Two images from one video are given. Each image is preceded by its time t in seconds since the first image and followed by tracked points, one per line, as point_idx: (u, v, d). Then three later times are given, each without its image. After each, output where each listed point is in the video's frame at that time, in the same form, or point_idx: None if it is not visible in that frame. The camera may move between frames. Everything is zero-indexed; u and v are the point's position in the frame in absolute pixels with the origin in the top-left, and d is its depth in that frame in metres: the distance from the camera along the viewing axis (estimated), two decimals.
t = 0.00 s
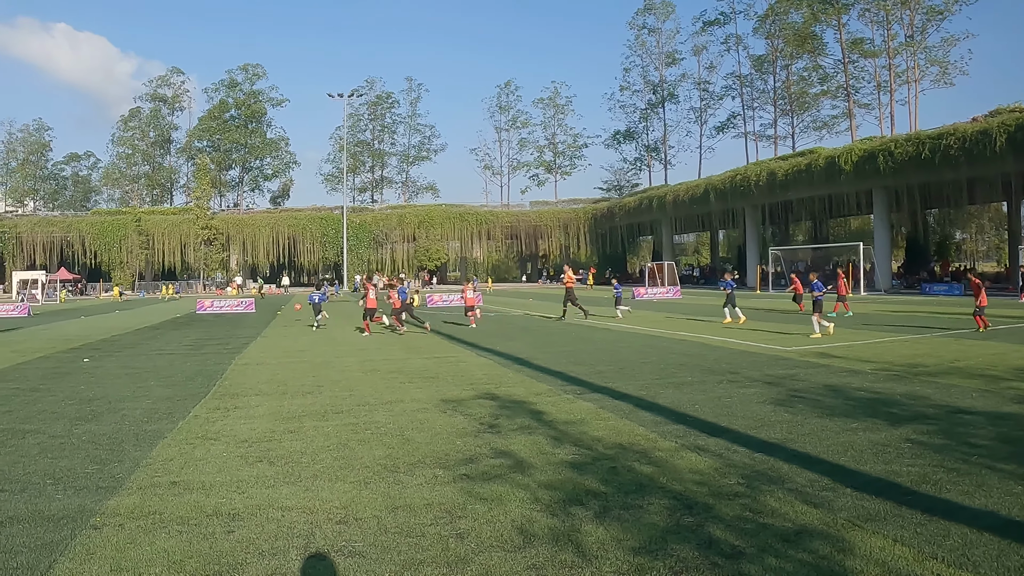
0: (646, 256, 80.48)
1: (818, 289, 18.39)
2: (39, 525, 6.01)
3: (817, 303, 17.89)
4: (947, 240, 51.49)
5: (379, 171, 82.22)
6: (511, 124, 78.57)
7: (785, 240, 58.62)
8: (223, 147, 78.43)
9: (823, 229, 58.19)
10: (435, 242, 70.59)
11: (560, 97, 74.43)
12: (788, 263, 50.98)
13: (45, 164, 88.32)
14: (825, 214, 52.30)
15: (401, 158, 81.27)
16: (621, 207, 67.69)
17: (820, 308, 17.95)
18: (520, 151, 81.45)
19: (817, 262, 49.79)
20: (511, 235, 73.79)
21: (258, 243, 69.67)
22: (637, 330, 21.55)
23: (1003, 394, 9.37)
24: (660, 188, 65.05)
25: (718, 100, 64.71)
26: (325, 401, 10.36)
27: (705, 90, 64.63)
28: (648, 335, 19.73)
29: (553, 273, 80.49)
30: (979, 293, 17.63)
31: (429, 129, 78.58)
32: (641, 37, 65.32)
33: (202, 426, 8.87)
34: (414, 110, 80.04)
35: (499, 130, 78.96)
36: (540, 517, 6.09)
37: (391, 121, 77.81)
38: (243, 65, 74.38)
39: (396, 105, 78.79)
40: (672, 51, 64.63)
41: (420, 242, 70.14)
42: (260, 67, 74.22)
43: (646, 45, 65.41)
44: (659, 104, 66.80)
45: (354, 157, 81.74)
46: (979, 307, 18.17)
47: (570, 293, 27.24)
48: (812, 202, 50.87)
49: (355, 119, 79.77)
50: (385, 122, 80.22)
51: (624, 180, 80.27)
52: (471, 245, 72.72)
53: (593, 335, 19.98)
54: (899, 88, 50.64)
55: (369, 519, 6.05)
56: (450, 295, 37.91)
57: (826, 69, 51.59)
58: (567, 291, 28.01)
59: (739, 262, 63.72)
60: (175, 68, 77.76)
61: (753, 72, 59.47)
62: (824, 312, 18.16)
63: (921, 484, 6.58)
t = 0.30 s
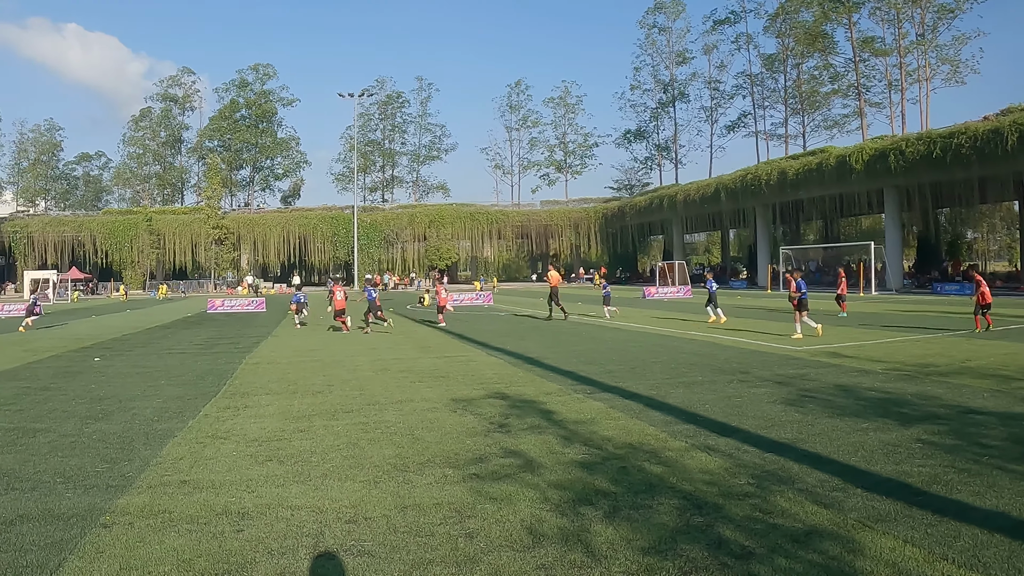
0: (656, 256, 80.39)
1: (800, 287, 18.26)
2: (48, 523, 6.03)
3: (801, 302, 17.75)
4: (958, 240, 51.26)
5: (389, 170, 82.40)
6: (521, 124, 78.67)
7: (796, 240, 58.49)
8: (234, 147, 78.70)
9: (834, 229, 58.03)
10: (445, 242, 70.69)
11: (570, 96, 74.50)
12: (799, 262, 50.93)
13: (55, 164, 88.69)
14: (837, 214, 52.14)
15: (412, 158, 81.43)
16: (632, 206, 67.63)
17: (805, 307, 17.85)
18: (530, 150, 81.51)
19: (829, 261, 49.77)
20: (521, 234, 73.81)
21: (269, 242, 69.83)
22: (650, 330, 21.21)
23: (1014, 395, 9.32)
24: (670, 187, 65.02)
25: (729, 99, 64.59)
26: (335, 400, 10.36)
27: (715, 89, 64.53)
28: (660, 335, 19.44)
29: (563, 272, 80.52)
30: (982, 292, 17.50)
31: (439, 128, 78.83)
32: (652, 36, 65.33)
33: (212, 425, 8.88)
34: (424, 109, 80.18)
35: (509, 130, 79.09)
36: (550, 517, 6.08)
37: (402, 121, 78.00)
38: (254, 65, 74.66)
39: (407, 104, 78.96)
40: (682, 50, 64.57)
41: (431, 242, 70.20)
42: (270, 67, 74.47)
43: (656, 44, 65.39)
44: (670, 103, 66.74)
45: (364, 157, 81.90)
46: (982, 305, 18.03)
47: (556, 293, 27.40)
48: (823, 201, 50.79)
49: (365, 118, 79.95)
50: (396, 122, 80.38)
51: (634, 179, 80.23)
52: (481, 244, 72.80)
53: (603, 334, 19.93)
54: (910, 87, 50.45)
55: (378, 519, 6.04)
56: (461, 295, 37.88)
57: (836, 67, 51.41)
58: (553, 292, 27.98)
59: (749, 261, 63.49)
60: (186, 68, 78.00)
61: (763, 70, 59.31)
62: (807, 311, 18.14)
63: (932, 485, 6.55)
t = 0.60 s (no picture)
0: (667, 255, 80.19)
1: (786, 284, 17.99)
2: (59, 522, 6.05)
3: (784, 302, 17.57)
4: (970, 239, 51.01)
5: (400, 170, 82.42)
6: (532, 123, 78.55)
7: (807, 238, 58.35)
8: (244, 146, 78.76)
9: (845, 228, 57.85)
10: (456, 241, 70.74)
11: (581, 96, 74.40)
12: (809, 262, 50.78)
13: (66, 164, 89.02)
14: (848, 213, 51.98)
15: (422, 157, 81.46)
16: (643, 206, 67.51)
17: (790, 305, 17.57)
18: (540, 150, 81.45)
19: (839, 261, 49.66)
20: (532, 234, 73.70)
21: (280, 242, 69.88)
22: (662, 330, 21.00)
23: None
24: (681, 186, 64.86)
25: (739, 98, 64.43)
26: (345, 400, 10.36)
27: (726, 88, 64.36)
28: (672, 335, 19.29)
29: (574, 272, 80.46)
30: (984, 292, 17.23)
31: (450, 128, 78.87)
32: (662, 35, 65.28)
33: (222, 424, 8.89)
34: (435, 109, 80.21)
35: (520, 129, 79.06)
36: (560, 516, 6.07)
37: (412, 120, 78.00)
38: (264, 65, 74.75)
39: (417, 104, 79.00)
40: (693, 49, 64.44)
41: (442, 241, 70.21)
42: (280, 66, 74.55)
43: (667, 43, 65.32)
44: (681, 102, 66.61)
45: (375, 156, 81.89)
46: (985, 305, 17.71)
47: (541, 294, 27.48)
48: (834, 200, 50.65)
49: (376, 118, 79.99)
50: (406, 121, 80.36)
51: (645, 178, 80.06)
52: (492, 244, 72.80)
53: (613, 334, 19.87)
54: (922, 86, 50.26)
55: (388, 518, 6.04)
56: (472, 295, 37.97)
57: (847, 66, 51.21)
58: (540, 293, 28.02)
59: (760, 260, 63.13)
60: (196, 68, 78.11)
61: (774, 69, 59.13)
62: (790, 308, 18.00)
63: (942, 485, 6.52)
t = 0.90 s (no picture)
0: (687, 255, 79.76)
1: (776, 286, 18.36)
2: (80, 520, 6.07)
3: (775, 303, 17.92)
4: (991, 238, 50.53)
5: (419, 170, 82.66)
6: (551, 123, 78.71)
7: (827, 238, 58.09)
8: (264, 146, 79.11)
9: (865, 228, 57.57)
10: (476, 241, 70.88)
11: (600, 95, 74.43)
12: (830, 261, 50.61)
13: (87, 164, 89.80)
14: (868, 213, 51.69)
15: (442, 157, 81.70)
16: (663, 206, 67.22)
17: (779, 308, 17.83)
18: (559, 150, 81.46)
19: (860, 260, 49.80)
20: (552, 233, 73.32)
21: (299, 242, 70.12)
22: (682, 330, 20.92)
23: None
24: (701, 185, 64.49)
25: (759, 97, 64.21)
26: (365, 399, 10.38)
27: (745, 88, 64.13)
28: (691, 334, 19.26)
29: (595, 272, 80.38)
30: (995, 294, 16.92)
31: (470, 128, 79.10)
32: (681, 34, 65.34)
33: (243, 423, 8.93)
34: (454, 109, 80.44)
35: (539, 129, 79.22)
36: (579, 516, 6.06)
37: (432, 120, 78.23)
38: (284, 65, 75.18)
39: (437, 103, 79.27)
40: (712, 48, 64.28)
41: (461, 241, 70.45)
42: (300, 66, 74.88)
43: (686, 42, 65.24)
44: (700, 102, 66.46)
45: (395, 156, 82.10)
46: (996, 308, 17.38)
47: (540, 294, 27.63)
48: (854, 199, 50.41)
49: (396, 118, 80.25)
50: (426, 121, 80.57)
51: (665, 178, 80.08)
52: (512, 244, 72.80)
53: (632, 334, 19.84)
54: (942, 84, 49.95)
55: (408, 517, 6.04)
56: (491, 295, 38.20)
57: (867, 65, 50.92)
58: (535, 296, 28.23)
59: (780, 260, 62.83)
60: (216, 69, 78.56)
61: (793, 68, 58.89)
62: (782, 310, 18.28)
63: (963, 487, 6.47)
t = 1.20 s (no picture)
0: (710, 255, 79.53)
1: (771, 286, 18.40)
2: (103, 518, 6.11)
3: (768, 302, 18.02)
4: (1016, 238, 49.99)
5: (441, 170, 82.92)
6: (573, 122, 78.76)
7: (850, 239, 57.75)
8: (287, 147, 79.42)
9: (889, 228, 57.17)
10: (498, 241, 70.86)
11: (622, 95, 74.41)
12: (854, 260, 51.03)
13: (110, 165, 90.50)
14: (891, 213, 51.34)
15: (464, 157, 81.88)
16: (684, 205, 66.71)
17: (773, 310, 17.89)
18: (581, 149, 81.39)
19: (882, 260, 49.67)
20: (574, 233, 72.99)
21: (322, 242, 70.41)
22: (704, 330, 20.88)
23: None
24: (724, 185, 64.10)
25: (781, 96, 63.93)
26: (387, 399, 10.41)
27: (768, 87, 63.79)
28: (713, 335, 19.25)
29: (617, 272, 80.40)
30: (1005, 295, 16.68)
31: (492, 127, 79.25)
32: (703, 33, 65.18)
33: (265, 422, 8.94)
34: (476, 109, 80.68)
35: (561, 128, 79.32)
36: (600, 517, 6.05)
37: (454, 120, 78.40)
38: (306, 66, 75.65)
39: (459, 103, 79.47)
40: (734, 47, 64.08)
41: (484, 241, 70.81)
42: (322, 67, 75.22)
43: (708, 41, 64.98)
44: (722, 101, 66.24)
45: (417, 156, 82.29)
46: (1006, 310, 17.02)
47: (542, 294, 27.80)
48: (877, 199, 50.13)
49: (417, 118, 80.50)
50: (448, 121, 80.74)
51: (687, 178, 79.90)
52: (534, 244, 72.73)
53: (653, 334, 19.81)
54: (965, 83, 49.55)
55: (431, 517, 6.04)
56: (513, 295, 37.73)
57: (889, 64, 50.54)
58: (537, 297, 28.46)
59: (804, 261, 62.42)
60: (238, 70, 78.99)
61: (816, 67, 58.56)
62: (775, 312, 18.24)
63: (987, 489, 6.40)
